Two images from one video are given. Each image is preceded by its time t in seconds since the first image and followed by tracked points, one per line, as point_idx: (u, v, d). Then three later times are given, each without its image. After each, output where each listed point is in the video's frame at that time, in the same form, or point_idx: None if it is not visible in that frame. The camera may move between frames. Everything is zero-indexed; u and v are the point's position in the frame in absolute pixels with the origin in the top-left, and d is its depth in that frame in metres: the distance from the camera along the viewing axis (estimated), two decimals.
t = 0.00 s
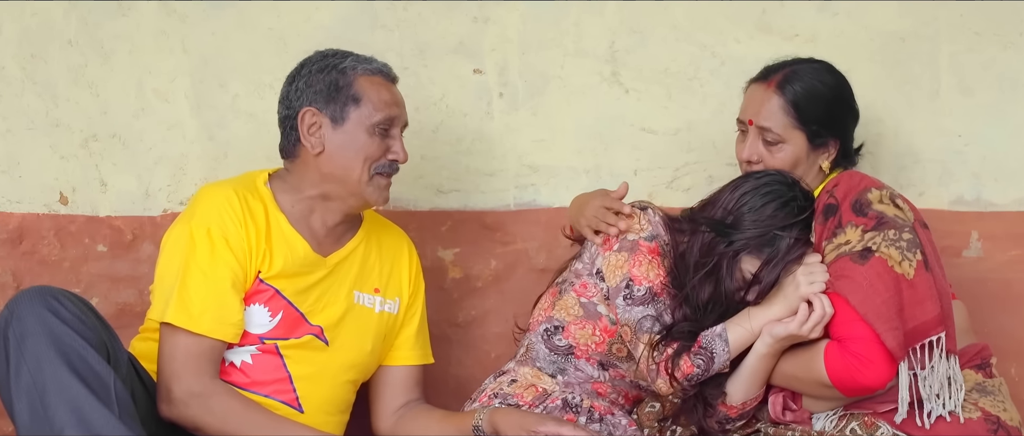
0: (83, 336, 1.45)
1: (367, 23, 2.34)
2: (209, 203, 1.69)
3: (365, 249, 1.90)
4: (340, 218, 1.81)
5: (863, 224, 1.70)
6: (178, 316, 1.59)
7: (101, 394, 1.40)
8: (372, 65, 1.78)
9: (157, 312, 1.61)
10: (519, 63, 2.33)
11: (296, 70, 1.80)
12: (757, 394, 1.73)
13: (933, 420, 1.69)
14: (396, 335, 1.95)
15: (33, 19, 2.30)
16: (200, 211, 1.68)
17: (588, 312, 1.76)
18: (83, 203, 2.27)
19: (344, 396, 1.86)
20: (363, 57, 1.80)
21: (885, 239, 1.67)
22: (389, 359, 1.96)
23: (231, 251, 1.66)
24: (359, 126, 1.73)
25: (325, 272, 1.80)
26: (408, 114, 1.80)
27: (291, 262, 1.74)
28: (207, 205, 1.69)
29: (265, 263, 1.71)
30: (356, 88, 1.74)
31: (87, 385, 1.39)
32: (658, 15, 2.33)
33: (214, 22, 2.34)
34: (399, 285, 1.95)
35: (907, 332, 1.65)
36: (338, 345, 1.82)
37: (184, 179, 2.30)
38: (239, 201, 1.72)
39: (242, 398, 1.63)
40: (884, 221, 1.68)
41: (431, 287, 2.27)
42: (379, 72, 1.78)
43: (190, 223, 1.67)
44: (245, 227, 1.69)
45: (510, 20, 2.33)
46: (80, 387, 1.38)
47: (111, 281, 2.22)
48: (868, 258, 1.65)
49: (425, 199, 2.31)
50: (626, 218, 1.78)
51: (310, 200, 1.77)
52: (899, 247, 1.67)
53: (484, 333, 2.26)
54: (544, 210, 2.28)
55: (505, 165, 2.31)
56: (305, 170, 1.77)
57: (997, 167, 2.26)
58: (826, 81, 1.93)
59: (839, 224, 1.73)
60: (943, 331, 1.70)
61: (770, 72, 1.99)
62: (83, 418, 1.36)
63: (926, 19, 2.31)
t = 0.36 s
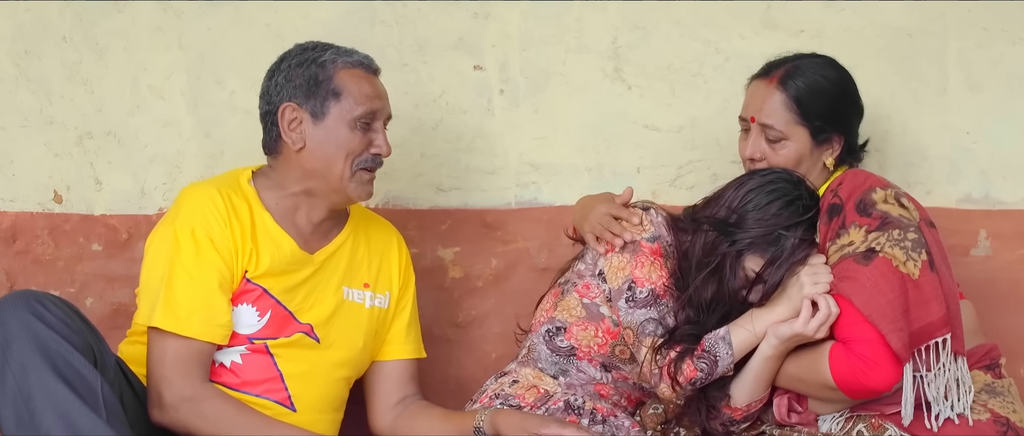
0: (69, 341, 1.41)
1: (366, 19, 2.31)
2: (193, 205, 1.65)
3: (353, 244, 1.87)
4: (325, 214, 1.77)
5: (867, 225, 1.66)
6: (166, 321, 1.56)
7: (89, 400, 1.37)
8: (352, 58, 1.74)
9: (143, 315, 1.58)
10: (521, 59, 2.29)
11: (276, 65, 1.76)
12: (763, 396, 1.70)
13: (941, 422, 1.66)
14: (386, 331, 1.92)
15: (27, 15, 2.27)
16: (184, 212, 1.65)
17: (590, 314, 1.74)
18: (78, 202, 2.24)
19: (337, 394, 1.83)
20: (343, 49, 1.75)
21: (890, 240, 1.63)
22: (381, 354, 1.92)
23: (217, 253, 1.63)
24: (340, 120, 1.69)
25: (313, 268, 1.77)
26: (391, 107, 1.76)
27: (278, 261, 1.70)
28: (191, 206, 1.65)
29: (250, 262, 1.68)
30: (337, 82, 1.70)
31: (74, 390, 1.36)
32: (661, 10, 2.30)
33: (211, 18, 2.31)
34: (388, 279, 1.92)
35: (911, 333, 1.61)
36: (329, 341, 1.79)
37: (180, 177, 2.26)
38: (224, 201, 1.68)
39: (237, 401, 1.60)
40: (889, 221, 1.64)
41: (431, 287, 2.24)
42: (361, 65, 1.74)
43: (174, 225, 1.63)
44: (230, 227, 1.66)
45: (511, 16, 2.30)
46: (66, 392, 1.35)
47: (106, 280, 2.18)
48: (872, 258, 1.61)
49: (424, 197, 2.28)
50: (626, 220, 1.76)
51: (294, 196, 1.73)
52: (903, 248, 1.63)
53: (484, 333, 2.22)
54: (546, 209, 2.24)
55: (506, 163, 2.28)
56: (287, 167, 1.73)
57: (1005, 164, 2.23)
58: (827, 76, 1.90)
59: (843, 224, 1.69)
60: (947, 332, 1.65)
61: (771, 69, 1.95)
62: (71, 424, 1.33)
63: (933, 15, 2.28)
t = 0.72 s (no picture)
0: (52, 347, 1.44)
1: (364, 16, 2.27)
2: (172, 209, 1.65)
3: (339, 241, 1.86)
4: (307, 211, 1.77)
5: (874, 224, 1.63)
6: (149, 327, 1.56)
7: (73, 405, 1.40)
8: (330, 51, 1.73)
9: (124, 322, 1.58)
10: (521, 57, 2.26)
11: (253, 60, 1.75)
12: (768, 400, 1.66)
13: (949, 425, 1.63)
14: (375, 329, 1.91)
15: (20, 12, 2.24)
16: (164, 216, 1.64)
17: (596, 316, 1.69)
18: (72, 202, 2.21)
19: (328, 396, 1.82)
20: (321, 43, 1.74)
21: (897, 240, 1.60)
22: (370, 353, 1.91)
23: (199, 254, 1.62)
24: (319, 115, 1.69)
25: (298, 267, 1.76)
26: (371, 100, 1.76)
27: (261, 261, 1.70)
28: (171, 209, 1.65)
29: (233, 264, 1.68)
30: (315, 76, 1.69)
31: (58, 397, 1.38)
32: (665, 6, 2.26)
33: (206, 14, 2.27)
34: (375, 277, 1.91)
35: (919, 335, 1.58)
36: (316, 340, 1.79)
37: (176, 177, 2.23)
38: (204, 203, 1.67)
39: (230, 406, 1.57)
40: (897, 221, 1.61)
41: (430, 288, 2.20)
42: (339, 59, 1.73)
43: (154, 229, 1.63)
44: (212, 228, 1.65)
45: (512, 12, 2.26)
46: (51, 398, 1.37)
47: (100, 282, 2.15)
48: (879, 258, 1.58)
49: (423, 197, 2.24)
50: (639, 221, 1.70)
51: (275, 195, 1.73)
52: (911, 248, 1.59)
53: (484, 335, 2.19)
54: (546, 209, 2.21)
55: (506, 162, 2.24)
56: (268, 163, 1.73)
57: (1013, 163, 2.19)
58: (839, 72, 1.85)
59: (850, 224, 1.66)
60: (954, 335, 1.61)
61: (781, 63, 1.92)
62: (55, 431, 1.35)
63: (941, 11, 2.24)
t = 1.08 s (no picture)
0: (37, 355, 1.40)
1: (361, 17, 2.24)
2: (159, 216, 1.61)
3: (330, 243, 1.82)
4: (298, 211, 1.73)
5: (875, 224, 1.59)
6: (138, 336, 1.53)
7: (59, 416, 1.38)
8: (308, 45, 1.71)
9: (114, 331, 1.55)
10: (521, 59, 2.22)
11: (231, 63, 1.72)
12: (771, 405, 1.62)
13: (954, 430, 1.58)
14: (370, 330, 1.88)
15: (11, 14, 2.21)
16: (151, 222, 1.60)
17: (603, 323, 1.63)
18: (63, 207, 2.16)
19: (325, 401, 1.79)
20: (298, 39, 1.71)
21: (898, 239, 1.56)
22: (368, 354, 1.89)
23: (188, 262, 1.58)
24: (303, 110, 1.65)
25: (289, 271, 1.72)
26: (354, 91, 1.73)
27: (252, 266, 1.66)
28: (159, 215, 1.61)
29: (225, 269, 1.64)
30: (295, 71, 1.66)
31: (44, 407, 1.36)
32: (667, 8, 2.23)
33: (200, 16, 2.23)
34: (368, 280, 1.88)
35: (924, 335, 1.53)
36: (311, 346, 1.75)
37: (169, 181, 2.19)
38: (192, 208, 1.64)
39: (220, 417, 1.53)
40: (897, 220, 1.57)
41: (427, 294, 2.16)
42: (318, 51, 1.70)
43: (142, 236, 1.59)
44: (200, 235, 1.61)
45: (511, 14, 2.23)
46: (35, 409, 1.35)
47: (92, 288, 2.11)
48: (880, 258, 1.54)
49: (420, 201, 2.20)
50: (655, 230, 1.66)
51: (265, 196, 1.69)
52: (913, 247, 1.55)
53: (483, 342, 2.15)
54: (546, 214, 2.17)
55: (505, 166, 2.21)
56: (255, 165, 1.69)
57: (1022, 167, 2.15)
58: (817, 70, 1.82)
59: (850, 224, 1.62)
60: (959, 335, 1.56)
61: (759, 68, 1.90)
62: None
63: (946, 12, 2.21)
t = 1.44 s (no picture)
0: (25, 359, 1.35)
1: (357, 15, 2.20)
2: (154, 220, 1.57)
3: (330, 249, 1.78)
4: (297, 218, 1.68)
5: (879, 222, 1.53)
6: (131, 347, 1.49)
7: (47, 422, 1.34)
8: (314, 49, 1.65)
9: (105, 341, 1.51)
10: (520, 57, 2.18)
11: (234, 62, 1.67)
12: (777, 409, 1.57)
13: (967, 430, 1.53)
14: (368, 338, 1.84)
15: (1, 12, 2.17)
16: (145, 227, 1.56)
17: (601, 324, 1.61)
18: (53, 208, 2.12)
19: (318, 410, 1.75)
20: (304, 41, 1.65)
21: (904, 236, 1.50)
22: (364, 364, 1.85)
23: (182, 269, 1.54)
24: (306, 118, 1.60)
25: (287, 279, 1.68)
26: (359, 99, 1.67)
27: (247, 275, 1.62)
28: (153, 219, 1.57)
29: (220, 277, 1.60)
30: (298, 76, 1.61)
31: (31, 414, 1.32)
32: (669, 5, 2.18)
33: (193, 14, 2.19)
34: (368, 287, 1.83)
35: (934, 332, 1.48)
36: (306, 355, 1.71)
37: (161, 182, 2.15)
38: (188, 213, 1.59)
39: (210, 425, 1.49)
40: (901, 217, 1.52)
41: (425, 297, 2.12)
42: (323, 56, 1.64)
43: (135, 241, 1.55)
44: (197, 242, 1.57)
45: (510, 12, 2.19)
46: (23, 415, 1.31)
47: (83, 291, 2.06)
48: (888, 255, 1.49)
49: (418, 203, 2.16)
50: (655, 227, 1.62)
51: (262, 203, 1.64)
52: (919, 244, 1.50)
53: (481, 346, 2.11)
54: (545, 215, 2.13)
55: (504, 167, 2.16)
56: (255, 170, 1.64)
57: None
58: (788, 74, 1.81)
59: (853, 224, 1.56)
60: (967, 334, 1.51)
61: (733, 94, 1.89)
62: None
63: (954, 10, 2.17)
